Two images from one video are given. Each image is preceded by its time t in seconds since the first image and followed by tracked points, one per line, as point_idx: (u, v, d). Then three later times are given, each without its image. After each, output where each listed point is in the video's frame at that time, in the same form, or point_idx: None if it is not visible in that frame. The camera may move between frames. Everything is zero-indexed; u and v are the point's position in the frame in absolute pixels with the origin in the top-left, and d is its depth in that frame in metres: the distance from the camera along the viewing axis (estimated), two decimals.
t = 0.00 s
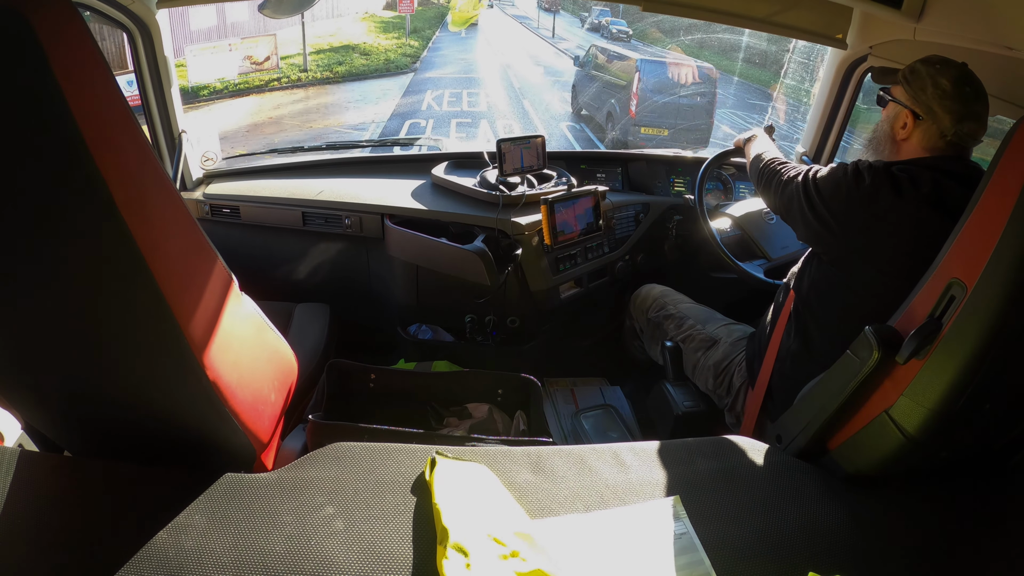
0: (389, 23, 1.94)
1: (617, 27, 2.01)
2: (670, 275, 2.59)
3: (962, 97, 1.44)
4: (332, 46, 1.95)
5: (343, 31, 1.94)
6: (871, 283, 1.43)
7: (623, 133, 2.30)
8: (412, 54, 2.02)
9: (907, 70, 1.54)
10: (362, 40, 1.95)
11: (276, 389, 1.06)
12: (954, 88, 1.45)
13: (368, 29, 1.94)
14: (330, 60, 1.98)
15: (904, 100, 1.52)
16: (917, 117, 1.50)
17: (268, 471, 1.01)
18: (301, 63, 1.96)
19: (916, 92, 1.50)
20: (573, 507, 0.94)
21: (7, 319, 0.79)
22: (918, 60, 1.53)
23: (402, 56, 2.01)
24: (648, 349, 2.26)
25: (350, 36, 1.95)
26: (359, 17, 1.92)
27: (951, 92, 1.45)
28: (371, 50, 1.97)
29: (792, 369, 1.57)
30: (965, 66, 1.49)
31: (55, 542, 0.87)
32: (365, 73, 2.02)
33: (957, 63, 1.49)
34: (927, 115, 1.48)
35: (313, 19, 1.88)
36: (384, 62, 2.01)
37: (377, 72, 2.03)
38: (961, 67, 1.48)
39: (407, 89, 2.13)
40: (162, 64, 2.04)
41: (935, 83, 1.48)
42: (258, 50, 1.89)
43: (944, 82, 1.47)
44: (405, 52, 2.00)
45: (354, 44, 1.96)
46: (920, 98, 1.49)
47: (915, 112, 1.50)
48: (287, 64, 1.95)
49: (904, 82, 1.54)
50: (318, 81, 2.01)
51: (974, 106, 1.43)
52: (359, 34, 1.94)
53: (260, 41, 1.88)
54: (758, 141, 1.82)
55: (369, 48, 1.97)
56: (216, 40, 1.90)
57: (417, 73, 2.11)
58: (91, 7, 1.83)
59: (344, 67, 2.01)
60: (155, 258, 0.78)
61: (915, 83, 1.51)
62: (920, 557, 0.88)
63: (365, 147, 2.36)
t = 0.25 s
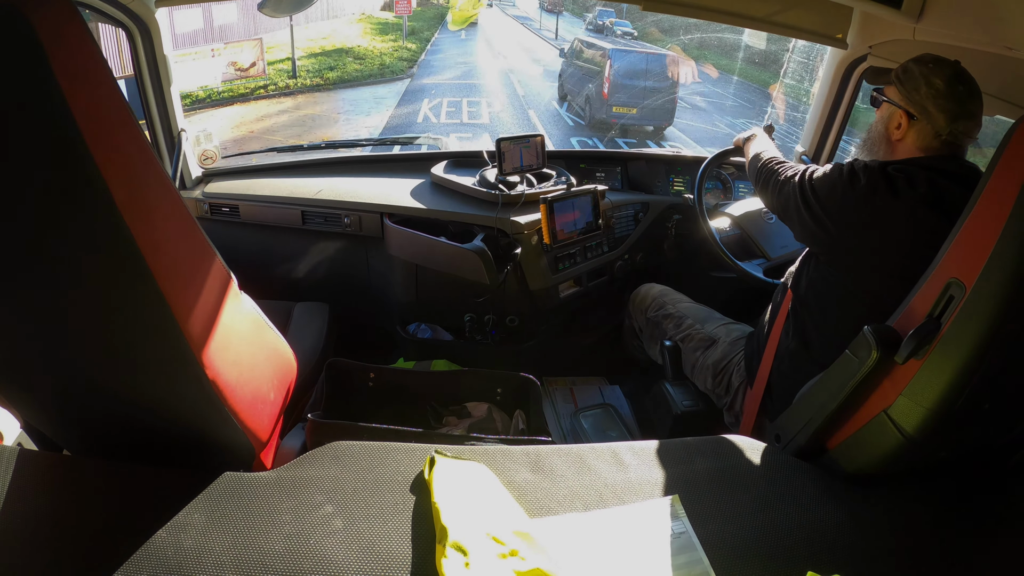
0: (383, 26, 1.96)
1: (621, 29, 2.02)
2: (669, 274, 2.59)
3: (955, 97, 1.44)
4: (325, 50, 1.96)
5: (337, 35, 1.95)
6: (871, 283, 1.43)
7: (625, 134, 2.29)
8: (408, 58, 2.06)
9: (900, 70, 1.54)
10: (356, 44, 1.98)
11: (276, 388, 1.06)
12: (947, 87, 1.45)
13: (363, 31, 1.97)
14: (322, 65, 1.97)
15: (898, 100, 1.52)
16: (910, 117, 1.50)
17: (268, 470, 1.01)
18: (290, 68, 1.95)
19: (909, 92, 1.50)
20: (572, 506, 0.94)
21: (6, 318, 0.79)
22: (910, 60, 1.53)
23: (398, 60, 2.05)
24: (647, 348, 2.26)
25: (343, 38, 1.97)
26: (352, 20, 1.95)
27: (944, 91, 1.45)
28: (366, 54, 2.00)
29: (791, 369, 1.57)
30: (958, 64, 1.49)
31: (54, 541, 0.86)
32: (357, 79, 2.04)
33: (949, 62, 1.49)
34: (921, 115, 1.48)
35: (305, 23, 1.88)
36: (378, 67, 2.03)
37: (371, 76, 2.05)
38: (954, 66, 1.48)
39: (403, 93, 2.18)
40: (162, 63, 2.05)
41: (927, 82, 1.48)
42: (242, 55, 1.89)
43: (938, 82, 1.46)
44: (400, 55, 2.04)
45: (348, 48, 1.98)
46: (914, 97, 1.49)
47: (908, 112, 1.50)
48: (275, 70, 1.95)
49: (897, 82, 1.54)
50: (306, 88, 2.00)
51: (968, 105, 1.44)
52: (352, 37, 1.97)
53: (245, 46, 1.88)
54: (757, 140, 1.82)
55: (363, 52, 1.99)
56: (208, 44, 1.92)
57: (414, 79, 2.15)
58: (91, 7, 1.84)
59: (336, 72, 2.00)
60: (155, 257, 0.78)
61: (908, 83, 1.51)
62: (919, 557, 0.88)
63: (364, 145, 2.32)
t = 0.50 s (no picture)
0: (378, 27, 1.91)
1: (627, 31, 1.96)
2: (668, 274, 2.59)
3: (948, 96, 1.44)
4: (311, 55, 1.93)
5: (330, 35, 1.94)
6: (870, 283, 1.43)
7: (625, 135, 2.22)
8: (404, 62, 2.01)
9: (893, 70, 1.54)
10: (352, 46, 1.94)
11: (275, 386, 1.06)
12: (941, 86, 1.45)
13: (358, 33, 1.93)
14: (311, 71, 1.94)
15: (893, 100, 1.52)
16: (907, 117, 1.50)
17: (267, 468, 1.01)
18: (275, 75, 1.89)
19: (904, 92, 1.50)
20: (572, 506, 0.94)
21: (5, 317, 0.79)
22: (903, 60, 1.53)
23: (393, 64, 2.00)
24: (646, 347, 2.27)
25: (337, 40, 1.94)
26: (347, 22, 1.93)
27: (939, 90, 1.45)
28: (360, 57, 1.96)
29: (791, 369, 1.57)
30: (951, 63, 1.49)
31: (55, 539, 0.86)
32: (348, 84, 1.98)
33: (943, 60, 1.49)
34: (917, 114, 1.47)
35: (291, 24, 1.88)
36: (373, 72, 1.99)
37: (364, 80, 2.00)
38: (948, 65, 1.48)
39: (403, 97, 2.13)
40: (161, 61, 2.04)
41: (922, 81, 1.48)
42: (224, 63, 1.85)
43: (932, 81, 1.46)
44: (398, 57, 1.99)
45: (342, 50, 1.95)
46: (908, 96, 1.49)
47: (904, 112, 1.50)
48: (261, 76, 1.88)
49: (891, 83, 1.53)
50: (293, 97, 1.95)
51: (963, 104, 1.44)
52: (347, 40, 1.93)
53: (227, 53, 1.83)
54: (758, 139, 1.82)
55: (357, 56, 1.95)
56: (193, 49, 1.91)
57: (412, 83, 2.11)
58: (89, 5, 1.82)
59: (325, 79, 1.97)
60: (154, 254, 0.78)
61: (902, 83, 1.50)
62: (919, 557, 0.89)
63: (366, 145, 2.30)
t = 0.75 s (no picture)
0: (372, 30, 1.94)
1: (633, 33, 1.97)
2: (668, 273, 2.59)
3: (944, 95, 1.44)
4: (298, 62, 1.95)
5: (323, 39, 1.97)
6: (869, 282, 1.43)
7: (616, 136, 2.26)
8: (399, 67, 2.02)
9: (890, 71, 1.54)
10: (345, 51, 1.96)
11: (275, 386, 1.06)
12: (938, 85, 1.45)
13: (352, 36, 1.95)
14: (300, 78, 1.99)
15: (890, 101, 1.53)
16: (904, 117, 1.50)
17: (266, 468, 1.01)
18: (260, 83, 1.95)
19: (901, 92, 1.50)
20: (572, 505, 0.94)
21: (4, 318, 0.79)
22: (900, 60, 1.53)
23: (388, 69, 2.01)
24: (645, 346, 2.27)
25: (331, 44, 1.96)
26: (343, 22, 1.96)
27: (935, 89, 1.45)
28: (353, 60, 1.98)
29: (791, 368, 1.57)
30: (948, 62, 1.49)
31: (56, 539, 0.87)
32: (337, 91, 2.02)
33: (939, 59, 1.49)
34: (914, 114, 1.47)
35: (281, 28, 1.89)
36: (364, 78, 2.02)
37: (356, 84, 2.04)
38: (945, 65, 1.48)
39: (396, 109, 2.18)
40: (161, 58, 2.04)
41: (918, 81, 1.48)
42: (202, 71, 2.00)
43: (928, 80, 1.46)
44: (392, 61, 1.99)
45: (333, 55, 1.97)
46: (905, 96, 1.49)
47: (901, 112, 1.50)
48: (246, 83, 1.96)
49: (888, 83, 1.54)
50: (279, 105, 2.03)
51: (962, 104, 1.44)
52: (340, 43, 1.96)
53: (207, 61, 1.98)
54: (758, 139, 1.82)
55: (348, 60, 1.97)
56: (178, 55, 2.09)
57: (406, 93, 2.14)
58: (88, 4, 1.82)
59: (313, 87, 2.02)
60: (154, 254, 0.78)
61: (899, 84, 1.50)
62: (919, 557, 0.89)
63: (366, 144, 2.29)
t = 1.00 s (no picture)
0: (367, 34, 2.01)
1: (639, 35, 2.04)
2: (667, 273, 2.59)
3: (941, 95, 1.44)
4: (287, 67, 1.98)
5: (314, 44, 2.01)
6: (869, 282, 1.43)
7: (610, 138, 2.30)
8: (393, 72, 2.07)
9: (889, 70, 1.54)
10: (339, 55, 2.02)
11: (274, 385, 1.06)
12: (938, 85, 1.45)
13: (346, 39, 2.01)
14: (285, 86, 2.02)
15: (890, 100, 1.53)
16: (904, 117, 1.50)
17: (265, 468, 1.01)
18: (240, 91, 1.99)
19: (899, 91, 1.50)
20: (571, 504, 0.94)
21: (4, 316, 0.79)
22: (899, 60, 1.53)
23: (382, 73, 2.05)
24: (645, 346, 2.27)
25: (321, 48, 2.01)
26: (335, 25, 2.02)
27: (935, 89, 1.45)
28: (345, 65, 2.02)
29: (791, 368, 1.57)
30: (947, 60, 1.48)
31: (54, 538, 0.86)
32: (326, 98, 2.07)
33: (939, 58, 1.48)
34: (913, 114, 1.47)
35: (267, 32, 1.94)
36: (354, 86, 2.06)
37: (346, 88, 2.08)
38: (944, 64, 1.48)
39: (389, 121, 2.22)
40: (161, 57, 2.04)
41: (919, 81, 1.47)
42: (181, 81, 2.09)
43: (928, 79, 1.46)
44: (388, 66, 2.04)
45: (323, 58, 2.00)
46: (905, 97, 1.49)
47: (901, 112, 1.50)
48: (226, 92, 2.02)
49: (887, 83, 1.54)
50: (260, 116, 2.05)
51: (961, 104, 1.44)
52: (332, 46, 2.00)
53: (185, 72, 2.07)
54: (759, 139, 1.82)
55: (339, 64, 2.01)
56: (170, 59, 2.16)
57: (401, 102, 2.18)
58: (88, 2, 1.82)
59: (298, 98, 2.06)
60: (153, 253, 0.78)
61: (899, 84, 1.50)
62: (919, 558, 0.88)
63: (367, 142, 2.28)
